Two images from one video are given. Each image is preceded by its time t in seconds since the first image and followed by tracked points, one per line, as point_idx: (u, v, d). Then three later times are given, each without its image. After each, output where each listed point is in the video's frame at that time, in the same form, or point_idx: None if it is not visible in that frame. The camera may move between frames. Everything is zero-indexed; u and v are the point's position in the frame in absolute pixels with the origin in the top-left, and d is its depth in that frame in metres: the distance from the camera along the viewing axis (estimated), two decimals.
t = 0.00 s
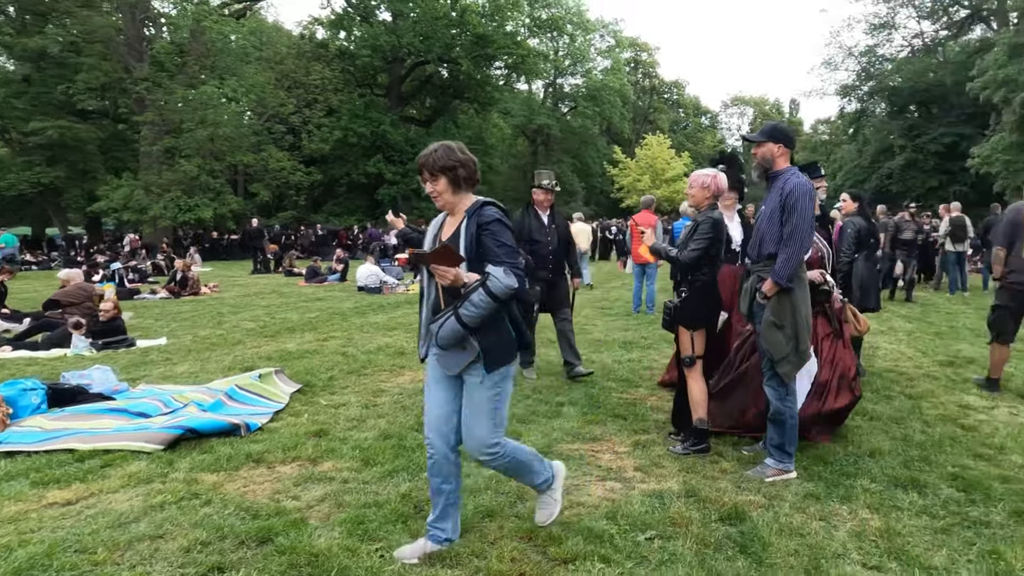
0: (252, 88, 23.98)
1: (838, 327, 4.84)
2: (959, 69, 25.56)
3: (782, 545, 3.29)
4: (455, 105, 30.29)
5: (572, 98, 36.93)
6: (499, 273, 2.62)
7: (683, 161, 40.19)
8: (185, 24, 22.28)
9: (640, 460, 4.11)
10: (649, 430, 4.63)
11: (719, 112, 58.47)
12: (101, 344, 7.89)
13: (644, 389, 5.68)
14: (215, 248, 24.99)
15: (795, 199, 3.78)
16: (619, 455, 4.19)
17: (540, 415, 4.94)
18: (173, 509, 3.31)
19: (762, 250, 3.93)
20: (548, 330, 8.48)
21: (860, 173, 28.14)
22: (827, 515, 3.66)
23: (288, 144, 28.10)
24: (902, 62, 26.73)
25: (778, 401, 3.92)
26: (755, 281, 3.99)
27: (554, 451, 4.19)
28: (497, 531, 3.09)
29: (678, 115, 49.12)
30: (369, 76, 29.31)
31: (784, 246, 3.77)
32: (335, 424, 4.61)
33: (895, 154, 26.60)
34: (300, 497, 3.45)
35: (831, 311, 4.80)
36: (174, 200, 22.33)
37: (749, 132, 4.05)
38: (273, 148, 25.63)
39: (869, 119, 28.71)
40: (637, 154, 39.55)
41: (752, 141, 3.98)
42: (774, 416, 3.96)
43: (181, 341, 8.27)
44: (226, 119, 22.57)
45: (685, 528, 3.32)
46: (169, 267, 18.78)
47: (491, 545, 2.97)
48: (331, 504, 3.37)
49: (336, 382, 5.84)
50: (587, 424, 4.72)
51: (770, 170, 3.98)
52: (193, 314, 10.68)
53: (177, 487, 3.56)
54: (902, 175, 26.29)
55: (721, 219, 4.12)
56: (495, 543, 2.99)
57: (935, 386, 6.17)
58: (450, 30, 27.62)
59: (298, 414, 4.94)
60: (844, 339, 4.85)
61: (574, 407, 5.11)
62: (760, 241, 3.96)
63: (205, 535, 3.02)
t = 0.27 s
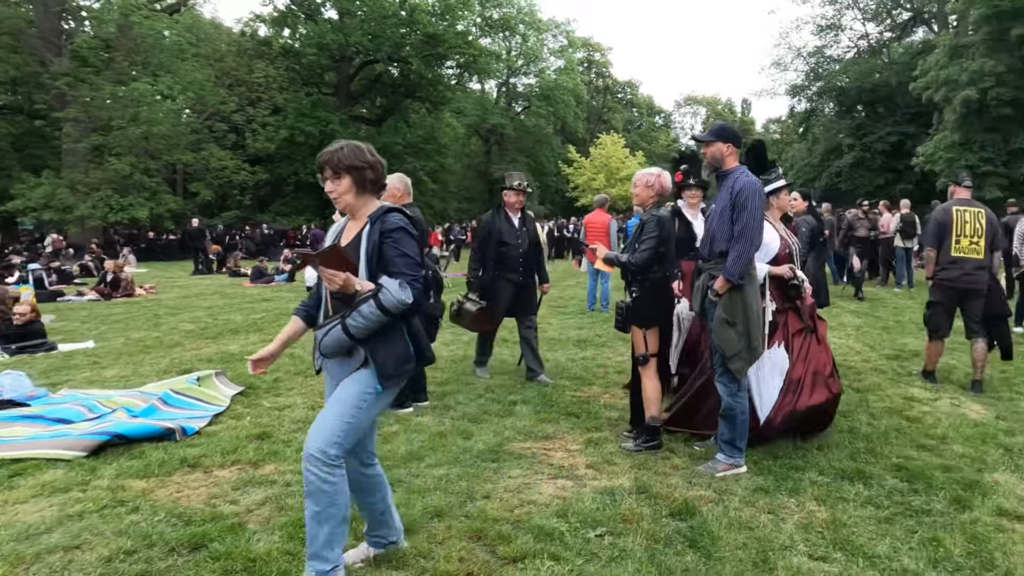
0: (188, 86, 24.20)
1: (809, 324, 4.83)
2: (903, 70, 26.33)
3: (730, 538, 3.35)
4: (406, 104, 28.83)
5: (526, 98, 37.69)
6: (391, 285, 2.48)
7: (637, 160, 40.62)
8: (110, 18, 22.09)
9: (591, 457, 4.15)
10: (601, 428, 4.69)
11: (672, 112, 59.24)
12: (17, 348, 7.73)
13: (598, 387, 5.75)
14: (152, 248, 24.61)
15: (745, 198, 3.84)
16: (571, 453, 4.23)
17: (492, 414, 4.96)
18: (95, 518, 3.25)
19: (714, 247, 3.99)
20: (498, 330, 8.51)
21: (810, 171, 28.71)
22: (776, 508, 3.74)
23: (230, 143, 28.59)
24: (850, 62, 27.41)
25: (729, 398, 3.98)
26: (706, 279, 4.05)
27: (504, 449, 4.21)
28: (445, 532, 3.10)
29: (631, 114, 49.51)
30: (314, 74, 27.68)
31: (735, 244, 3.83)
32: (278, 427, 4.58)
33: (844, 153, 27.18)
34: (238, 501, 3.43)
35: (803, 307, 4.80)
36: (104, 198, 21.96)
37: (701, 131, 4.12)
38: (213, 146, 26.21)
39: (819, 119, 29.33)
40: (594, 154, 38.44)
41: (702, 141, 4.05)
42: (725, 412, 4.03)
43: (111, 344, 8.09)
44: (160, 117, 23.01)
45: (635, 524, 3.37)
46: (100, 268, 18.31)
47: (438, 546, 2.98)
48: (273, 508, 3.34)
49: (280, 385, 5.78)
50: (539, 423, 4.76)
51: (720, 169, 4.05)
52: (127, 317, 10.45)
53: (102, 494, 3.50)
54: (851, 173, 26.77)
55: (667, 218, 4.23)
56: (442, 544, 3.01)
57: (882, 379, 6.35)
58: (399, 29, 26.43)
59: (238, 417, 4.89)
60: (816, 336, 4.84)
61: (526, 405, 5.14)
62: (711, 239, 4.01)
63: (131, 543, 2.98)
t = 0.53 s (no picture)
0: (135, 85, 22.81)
1: (791, 328, 4.67)
2: (861, 72, 26.97)
3: (693, 536, 3.39)
4: (365, 105, 28.47)
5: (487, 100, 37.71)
6: (274, 293, 2.30)
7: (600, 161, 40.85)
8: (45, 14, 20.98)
9: (554, 457, 4.17)
10: (564, 428, 4.71)
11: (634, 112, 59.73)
12: None
13: (562, 387, 5.79)
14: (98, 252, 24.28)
15: (705, 198, 3.88)
16: (534, 453, 4.24)
17: (454, 415, 4.96)
18: (28, 531, 3.18)
19: (675, 248, 4.03)
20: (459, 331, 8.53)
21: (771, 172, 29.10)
22: (738, 505, 3.79)
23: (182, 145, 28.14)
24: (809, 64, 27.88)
25: (690, 396, 4.02)
26: (668, 279, 4.09)
27: (466, 451, 4.21)
28: (405, 535, 3.09)
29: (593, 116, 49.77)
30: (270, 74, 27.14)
31: (696, 243, 3.86)
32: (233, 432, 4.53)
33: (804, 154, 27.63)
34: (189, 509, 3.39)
35: (782, 311, 4.66)
36: (42, 201, 21.39)
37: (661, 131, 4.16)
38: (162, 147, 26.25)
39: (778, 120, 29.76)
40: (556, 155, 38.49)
41: (661, 142, 4.09)
42: (688, 411, 4.06)
43: (53, 350, 7.93)
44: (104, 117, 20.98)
45: (598, 523, 3.39)
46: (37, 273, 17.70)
47: (397, 549, 2.97)
48: (227, 515, 3.30)
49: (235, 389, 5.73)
50: (502, 424, 4.77)
51: (680, 169, 4.09)
52: (71, 322, 10.23)
53: (39, 506, 3.42)
54: (810, 173, 27.26)
55: (620, 216, 4.29)
56: (402, 547, 3.00)
57: (842, 375, 6.49)
58: (357, 30, 26.43)
59: (190, 423, 4.85)
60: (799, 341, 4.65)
61: (488, 406, 5.16)
62: (673, 239, 4.05)
63: (70, 555, 2.93)
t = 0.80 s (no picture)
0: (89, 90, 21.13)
1: (779, 331, 4.71)
2: (820, 76, 27.57)
3: (659, 535, 3.41)
4: (326, 109, 28.83)
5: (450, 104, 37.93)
6: (131, 293, 2.09)
7: (563, 163, 40.98)
8: None
9: (520, 460, 4.17)
10: (529, 431, 4.72)
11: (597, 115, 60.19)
12: None
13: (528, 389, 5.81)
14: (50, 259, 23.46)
15: (666, 200, 3.92)
16: (498, 457, 4.25)
17: (417, 420, 4.95)
18: None
19: (637, 250, 4.08)
20: (421, 336, 8.50)
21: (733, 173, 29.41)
22: (703, 504, 3.82)
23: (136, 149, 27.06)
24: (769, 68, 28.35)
25: (654, 397, 4.06)
26: (630, 281, 4.16)
27: (431, 456, 4.20)
28: (368, 542, 3.07)
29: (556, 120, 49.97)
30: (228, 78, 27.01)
31: (657, 245, 3.91)
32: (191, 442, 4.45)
33: (765, 156, 28.07)
34: (145, 520, 3.31)
35: (773, 313, 4.71)
36: None
37: (624, 134, 4.21)
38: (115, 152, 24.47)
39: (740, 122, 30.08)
40: (519, 158, 38.48)
41: (623, 145, 4.13)
42: (652, 412, 4.10)
43: None
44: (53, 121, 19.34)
45: (564, 525, 3.40)
46: None
47: (361, 556, 2.95)
48: (182, 526, 3.24)
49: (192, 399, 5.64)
50: (467, 428, 4.77)
51: (641, 173, 4.14)
52: (17, 333, 9.95)
53: None
54: (772, 176, 27.70)
55: (567, 219, 4.32)
56: (366, 553, 2.98)
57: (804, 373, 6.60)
58: (318, 34, 26.40)
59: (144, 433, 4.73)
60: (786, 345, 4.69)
61: (452, 411, 5.15)
62: (634, 241, 4.10)
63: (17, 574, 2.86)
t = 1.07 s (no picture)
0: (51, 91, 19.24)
1: (780, 325, 4.69)
2: (793, 76, 27.91)
3: (635, 532, 3.43)
4: (297, 108, 28.76)
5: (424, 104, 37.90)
6: None
7: (539, 164, 41.10)
8: None
9: (496, 459, 4.17)
10: (505, 430, 4.72)
11: (572, 115, 60.55)
12: None
13: (503, 389, 5.83)
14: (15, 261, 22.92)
15: (640, 199, 3.94)
16: (473, 457, 4.24)
17: (391, 420, 4.93)
18: None
19: (611, 248, 4.09)
20: (395, 337, 8.48)
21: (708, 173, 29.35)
22: (679, 500, 3.85)
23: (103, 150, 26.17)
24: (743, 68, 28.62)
25: (630, 394, 4.08)
26: (604, 280, 4.18)
27: (405, 456, 4.19)
28: (342, 545, 3.05)
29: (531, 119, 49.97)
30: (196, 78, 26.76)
31: (632, 243, 3.93)
32: (159, 446, 4.38)
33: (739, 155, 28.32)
34: (109, 528, 3.24)
35: (773, 307, 4.70)
36: None
37: (598, 133, 4.22)
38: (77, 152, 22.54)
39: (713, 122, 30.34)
40: (493, 158, 38.61)
41: (596, 144, 4.15)
42: (627, 409, 4.12)
43: None
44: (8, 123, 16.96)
45: (539, 524, 3.41)
46: None
47: (334, 559, 2.93)
48: (148, 531, 3.20)
49: (159, 402, 5.55)
50: (442, 428, 4.76)
51: (615, 172, 4.16)
52: None
53: None
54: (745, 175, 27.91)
55: (527, 220, 4.36)
56: (339, 556, 2.96)
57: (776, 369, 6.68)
58: (288, 33, 26.35)
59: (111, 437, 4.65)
60: (788, 338, 4.68)
61: (427, 411, 5.14)
62: (608, 240, 4.11)
63: None
